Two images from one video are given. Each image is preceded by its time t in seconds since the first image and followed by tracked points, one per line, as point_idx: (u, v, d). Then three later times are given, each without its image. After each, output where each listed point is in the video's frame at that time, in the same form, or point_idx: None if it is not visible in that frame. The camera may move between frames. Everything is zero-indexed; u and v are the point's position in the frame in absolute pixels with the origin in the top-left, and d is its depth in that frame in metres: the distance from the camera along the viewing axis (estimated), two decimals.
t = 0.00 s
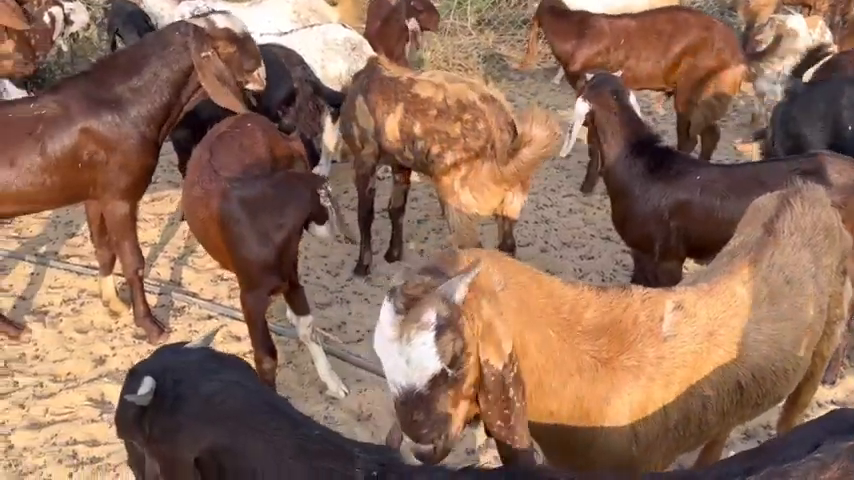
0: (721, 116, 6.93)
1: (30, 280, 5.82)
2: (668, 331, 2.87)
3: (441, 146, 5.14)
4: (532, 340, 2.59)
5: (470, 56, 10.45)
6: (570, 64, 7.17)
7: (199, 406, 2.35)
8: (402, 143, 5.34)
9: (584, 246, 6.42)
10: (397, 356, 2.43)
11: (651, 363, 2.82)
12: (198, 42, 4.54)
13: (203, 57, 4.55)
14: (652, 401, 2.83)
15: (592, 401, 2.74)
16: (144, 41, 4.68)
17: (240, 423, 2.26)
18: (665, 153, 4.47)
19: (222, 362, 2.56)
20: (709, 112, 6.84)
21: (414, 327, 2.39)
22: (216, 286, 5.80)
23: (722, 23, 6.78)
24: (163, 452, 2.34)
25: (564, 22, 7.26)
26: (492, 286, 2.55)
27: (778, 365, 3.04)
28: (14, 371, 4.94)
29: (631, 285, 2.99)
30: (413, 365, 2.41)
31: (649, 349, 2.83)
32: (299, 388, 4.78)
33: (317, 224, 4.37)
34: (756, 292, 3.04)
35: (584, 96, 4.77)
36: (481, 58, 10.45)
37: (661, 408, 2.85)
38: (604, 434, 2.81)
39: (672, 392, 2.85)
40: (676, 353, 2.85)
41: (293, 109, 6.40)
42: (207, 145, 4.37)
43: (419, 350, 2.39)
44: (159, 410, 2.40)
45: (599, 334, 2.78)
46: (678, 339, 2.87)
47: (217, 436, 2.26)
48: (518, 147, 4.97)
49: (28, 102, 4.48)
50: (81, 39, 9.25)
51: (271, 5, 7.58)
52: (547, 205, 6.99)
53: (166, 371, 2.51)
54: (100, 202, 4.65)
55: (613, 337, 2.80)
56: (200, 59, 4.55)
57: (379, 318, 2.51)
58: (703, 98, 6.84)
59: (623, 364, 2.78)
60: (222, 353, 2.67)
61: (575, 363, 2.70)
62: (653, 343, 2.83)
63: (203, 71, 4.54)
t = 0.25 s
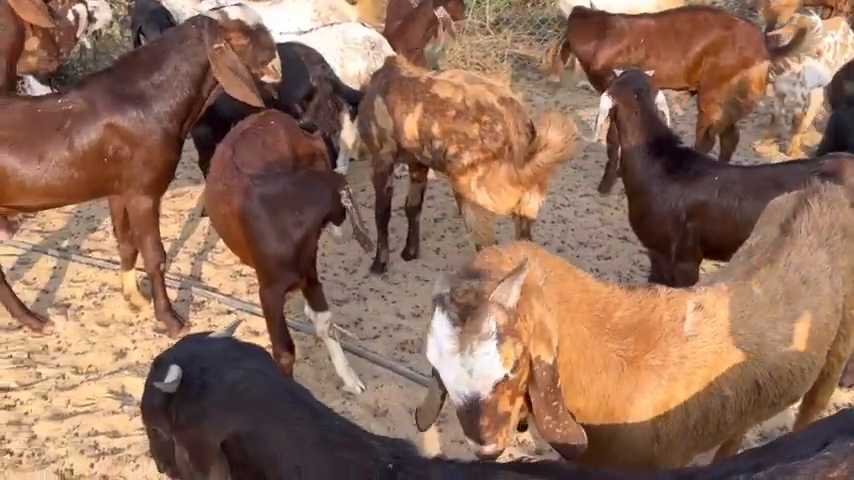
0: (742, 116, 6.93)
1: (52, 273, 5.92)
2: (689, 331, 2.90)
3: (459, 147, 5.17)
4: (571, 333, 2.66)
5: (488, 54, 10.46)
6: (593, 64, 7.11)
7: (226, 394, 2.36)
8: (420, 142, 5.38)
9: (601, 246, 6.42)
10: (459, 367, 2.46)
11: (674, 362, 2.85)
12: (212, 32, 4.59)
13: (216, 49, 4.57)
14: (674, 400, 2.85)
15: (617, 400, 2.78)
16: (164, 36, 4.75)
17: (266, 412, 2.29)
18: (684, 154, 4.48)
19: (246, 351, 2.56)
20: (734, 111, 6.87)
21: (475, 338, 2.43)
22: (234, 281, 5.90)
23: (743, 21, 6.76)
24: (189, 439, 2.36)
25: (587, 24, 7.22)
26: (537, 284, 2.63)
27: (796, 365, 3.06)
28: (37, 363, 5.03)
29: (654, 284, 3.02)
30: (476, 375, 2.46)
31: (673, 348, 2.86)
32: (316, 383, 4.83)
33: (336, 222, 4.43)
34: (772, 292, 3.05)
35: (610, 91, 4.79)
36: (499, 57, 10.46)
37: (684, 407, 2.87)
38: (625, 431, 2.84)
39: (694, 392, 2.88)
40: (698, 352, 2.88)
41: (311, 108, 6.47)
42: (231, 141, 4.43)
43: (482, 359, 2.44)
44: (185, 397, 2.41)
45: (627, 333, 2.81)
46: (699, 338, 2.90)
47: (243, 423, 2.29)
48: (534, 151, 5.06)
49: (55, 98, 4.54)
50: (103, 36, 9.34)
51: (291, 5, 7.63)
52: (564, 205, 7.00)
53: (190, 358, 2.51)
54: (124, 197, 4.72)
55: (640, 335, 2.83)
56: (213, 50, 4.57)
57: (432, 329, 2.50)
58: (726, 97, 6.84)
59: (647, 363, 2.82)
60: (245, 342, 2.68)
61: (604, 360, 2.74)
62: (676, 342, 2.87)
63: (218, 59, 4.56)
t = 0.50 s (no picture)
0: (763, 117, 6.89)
1: (78, 264, 6.04)
2: (710, 325, 2.94)
3: (478, 145, 5.22)
4: (601, 323, 2.71)
5: (508, 53, 10.52)
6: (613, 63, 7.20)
7: (251, 375, 2.44)
8: (440, 139, 5.44)
9: (619, 244, 6.45)
10: (494, 352, 2.52)
11: (696, 355, 2.89)
12: (231, 25, 4.69)
13: (235, 42, 4.67)
14: (693, 392, 2.91)
15: (640, 391, 2.83)
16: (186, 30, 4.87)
17: (289, 394, 2.36)
18: (702, 153, 4.51)
19: (271, 336, 2.63)
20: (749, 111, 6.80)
21: (511, 325, 2.49)
22: (255, 275, 6.06)
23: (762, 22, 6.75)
24: (214, 417, 2.43)
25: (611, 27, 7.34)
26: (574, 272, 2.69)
27: (810, 359, 3.11)
28: (63, 351, 5.15)
29: (677, 278, 3.06)
30: (512, 360, 2.52)
31: (695, 341, 2.90)
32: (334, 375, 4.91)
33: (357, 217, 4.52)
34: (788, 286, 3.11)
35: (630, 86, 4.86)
36: (519, 56, 10.51)
37: (703, 400, 2.93)
38: (645, 421, 2.90)
39: (713, 384, 2.93)
40: (718, 346, 2.93)
41: (332, 105, 6.64)
42: (256, 135, 4.52)
43: (517, 346, 2.50)
44: (211, 378, 2.49)
45: (653, 326, 2.85)
46: (719, 332, 2.94)
47: (266, 404, 2.36)
48: (551, 151, 5.11)
49: (84, 92, 4.64)
50: (128, 32, 9.50)
51: (314, 4, 7.72)
52: (583, 203, 7.03)
53: (217, 341, 2.59)
54: (150, 189, 4.84)
55: (665, 328, 2.87)
56: (232, 44, 4.67)
57: (468, 313, 2.58)
58: (744, 100, 6.81)
59: (670, 355, 2.86)
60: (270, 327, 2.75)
61: (630, 351, 2.78)
62: (698, 336, 2.91)
63: (240, 50, 4.66)
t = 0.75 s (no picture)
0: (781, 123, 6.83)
1: (104, 259, 6.20)
2: (726, 325, 3.01)
3: (496, 147, 5.29)
4: (621, 320, 2.79)
5: (528, 54, 10.59)
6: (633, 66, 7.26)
7: (274, 364, 2.55)
8: (459, 140, 5.52)
9: (637, 246, 6.50)
10: (516, 349, 2.64)
11: (712, 354, 2.97)
12: (260, 26, 4.83)
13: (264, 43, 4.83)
14: (706, 391, 2.98)
15: (656, 388, 2.91)
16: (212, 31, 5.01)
17: (310, 383, 2.48)
18: (719, 156, 4.56)
19: (292, 327, 2.75)
20: (764, 120, 6.79)
21: (533, 325, 2.62)
22: (276, 271, 6.20)
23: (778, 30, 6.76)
24: (239, 403, 2.54)
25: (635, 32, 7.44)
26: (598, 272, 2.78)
27: (823, 361, 3.17)
28: (90, 342, 5.31)
29: (693, 279, 3.13)
30: (532, 357, 2.64)
31: (710, 341, 2.97)
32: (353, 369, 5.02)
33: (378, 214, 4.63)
34: (801, 288, 3.17)
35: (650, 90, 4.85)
36: (539, 57, 10.58)
37: (716, 398, 3.00)
38: (659, 419, 2.97)
39: (726, 383, 3.00)
40: (733, 346, 3.00)
41: (354, 105, 6.69)
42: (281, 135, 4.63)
43: (537, 344, 2.63)
44: (238, 366, 2.61)
45: (671, 325, 2.92)
46: (734, 333, 3.01)
47: (288, 392, 2.49)
48: (568, 156, 5.23)
49: (115, 92, 4.78)
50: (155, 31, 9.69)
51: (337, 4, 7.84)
52: (601, 204, 7.08)
53: (242, 332, 2.70)
54: (177, 186, 4.99)
55: (682, 326, 2.95)
56: (261, 44, 4.83)
57: (492, 310, 2.70)
58: (753, 107, 6.80)
59: (686, 354, 2.94)
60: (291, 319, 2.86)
61: (647, 349, 2.86)
62: (714, 335, 2.98)
63: (267, 51, 4.81)
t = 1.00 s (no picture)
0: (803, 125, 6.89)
1: (131, 255, 6.33)
2: (748, 327, 3.04)
3: (518, 148, 5.35)
4: (642, 321, 2.83)
5: (550, 56, 10.62)
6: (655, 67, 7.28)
7: (299, 357, 2.63)
8: (481, 141, 5.59)
9: (659, 248, 6.51)
10: (535, 354, 2.69)
11: (734, 355, 2.99)
12: (289, 29, 5.02)
13: (296, 38, 5.02)
14: (728, 391, 3.00)
15: (677, 388, 2.94)
16: (236, 33, 5.12)
17: (334, 377, 2.56)
18: (742, 159, 4.57)
19: (317, 322, 2.82)
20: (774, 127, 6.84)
21: (553, 331, 2.66)
22: (299, 269, 6.28)
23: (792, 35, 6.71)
24: (267, 395, 2.61)
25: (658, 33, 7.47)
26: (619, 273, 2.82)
27: (846, 365, 3.17)
28: (117, 336, 5.42)
29: (716, 281, 3.16)
30: (553, 362, 2.69)
31: (732, 343, 3.00)
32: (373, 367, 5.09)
33: (401, 213, 4.69)
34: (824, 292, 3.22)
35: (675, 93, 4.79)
36: (561, 58, 10.61)
37: (738, 399, 3.02)
38: (678, 420, 3.01)
39: (748, 385, 3.02)
40: (755, 348, 3.02)
41: (376, 105, 6.98)
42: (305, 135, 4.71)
43: (557, 350, 2.68)
44: (265, 359, 2.68)
45: (693, 326, 2.96)
46: (756, 335, 3.04)
47: (313, 385, 2.56)
48: (589, 158, 5.25)
49: (143, 91, 4.89)
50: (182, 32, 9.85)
51: (362, 5, 7.96)
52: (622, 206, 7.10)
53: (268, 326, 2.77)
54: (203, 185, 5.09)
55: (703, 328, 2.98)
56: (293, 39, 5.02)
57: (513, 314, 2.75)
58: (763, 113, 6.85)
59: (708, 355, 2.97)
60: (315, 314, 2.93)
61: (668, 350, 2.90)
62: (736, 337, 3.01)
63: (295, 51, 5.01)
